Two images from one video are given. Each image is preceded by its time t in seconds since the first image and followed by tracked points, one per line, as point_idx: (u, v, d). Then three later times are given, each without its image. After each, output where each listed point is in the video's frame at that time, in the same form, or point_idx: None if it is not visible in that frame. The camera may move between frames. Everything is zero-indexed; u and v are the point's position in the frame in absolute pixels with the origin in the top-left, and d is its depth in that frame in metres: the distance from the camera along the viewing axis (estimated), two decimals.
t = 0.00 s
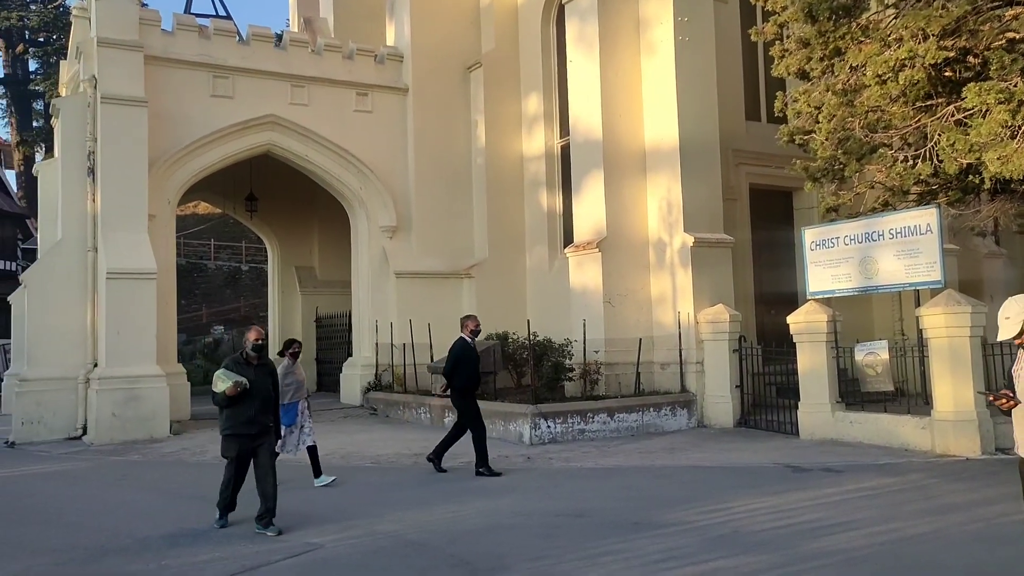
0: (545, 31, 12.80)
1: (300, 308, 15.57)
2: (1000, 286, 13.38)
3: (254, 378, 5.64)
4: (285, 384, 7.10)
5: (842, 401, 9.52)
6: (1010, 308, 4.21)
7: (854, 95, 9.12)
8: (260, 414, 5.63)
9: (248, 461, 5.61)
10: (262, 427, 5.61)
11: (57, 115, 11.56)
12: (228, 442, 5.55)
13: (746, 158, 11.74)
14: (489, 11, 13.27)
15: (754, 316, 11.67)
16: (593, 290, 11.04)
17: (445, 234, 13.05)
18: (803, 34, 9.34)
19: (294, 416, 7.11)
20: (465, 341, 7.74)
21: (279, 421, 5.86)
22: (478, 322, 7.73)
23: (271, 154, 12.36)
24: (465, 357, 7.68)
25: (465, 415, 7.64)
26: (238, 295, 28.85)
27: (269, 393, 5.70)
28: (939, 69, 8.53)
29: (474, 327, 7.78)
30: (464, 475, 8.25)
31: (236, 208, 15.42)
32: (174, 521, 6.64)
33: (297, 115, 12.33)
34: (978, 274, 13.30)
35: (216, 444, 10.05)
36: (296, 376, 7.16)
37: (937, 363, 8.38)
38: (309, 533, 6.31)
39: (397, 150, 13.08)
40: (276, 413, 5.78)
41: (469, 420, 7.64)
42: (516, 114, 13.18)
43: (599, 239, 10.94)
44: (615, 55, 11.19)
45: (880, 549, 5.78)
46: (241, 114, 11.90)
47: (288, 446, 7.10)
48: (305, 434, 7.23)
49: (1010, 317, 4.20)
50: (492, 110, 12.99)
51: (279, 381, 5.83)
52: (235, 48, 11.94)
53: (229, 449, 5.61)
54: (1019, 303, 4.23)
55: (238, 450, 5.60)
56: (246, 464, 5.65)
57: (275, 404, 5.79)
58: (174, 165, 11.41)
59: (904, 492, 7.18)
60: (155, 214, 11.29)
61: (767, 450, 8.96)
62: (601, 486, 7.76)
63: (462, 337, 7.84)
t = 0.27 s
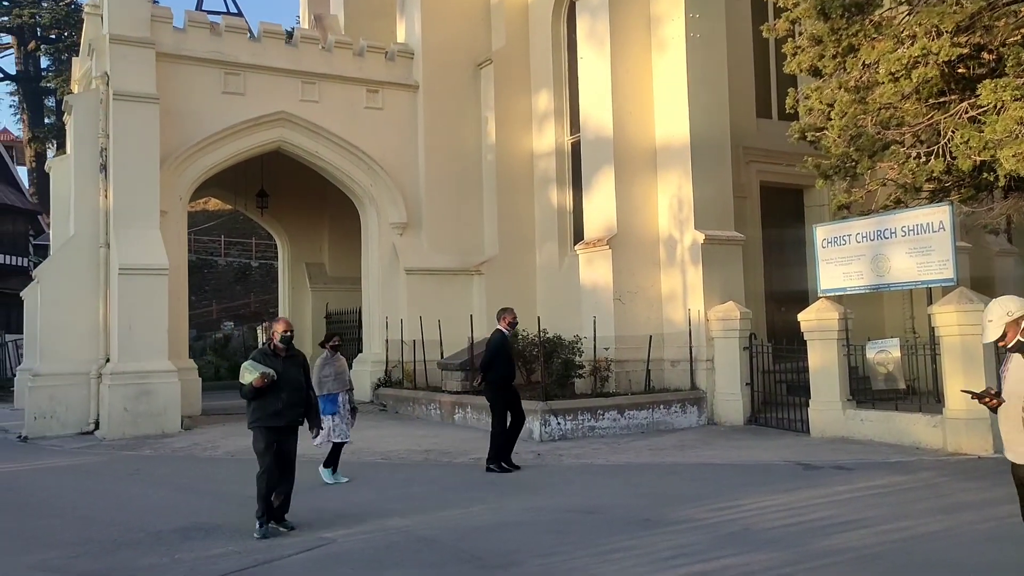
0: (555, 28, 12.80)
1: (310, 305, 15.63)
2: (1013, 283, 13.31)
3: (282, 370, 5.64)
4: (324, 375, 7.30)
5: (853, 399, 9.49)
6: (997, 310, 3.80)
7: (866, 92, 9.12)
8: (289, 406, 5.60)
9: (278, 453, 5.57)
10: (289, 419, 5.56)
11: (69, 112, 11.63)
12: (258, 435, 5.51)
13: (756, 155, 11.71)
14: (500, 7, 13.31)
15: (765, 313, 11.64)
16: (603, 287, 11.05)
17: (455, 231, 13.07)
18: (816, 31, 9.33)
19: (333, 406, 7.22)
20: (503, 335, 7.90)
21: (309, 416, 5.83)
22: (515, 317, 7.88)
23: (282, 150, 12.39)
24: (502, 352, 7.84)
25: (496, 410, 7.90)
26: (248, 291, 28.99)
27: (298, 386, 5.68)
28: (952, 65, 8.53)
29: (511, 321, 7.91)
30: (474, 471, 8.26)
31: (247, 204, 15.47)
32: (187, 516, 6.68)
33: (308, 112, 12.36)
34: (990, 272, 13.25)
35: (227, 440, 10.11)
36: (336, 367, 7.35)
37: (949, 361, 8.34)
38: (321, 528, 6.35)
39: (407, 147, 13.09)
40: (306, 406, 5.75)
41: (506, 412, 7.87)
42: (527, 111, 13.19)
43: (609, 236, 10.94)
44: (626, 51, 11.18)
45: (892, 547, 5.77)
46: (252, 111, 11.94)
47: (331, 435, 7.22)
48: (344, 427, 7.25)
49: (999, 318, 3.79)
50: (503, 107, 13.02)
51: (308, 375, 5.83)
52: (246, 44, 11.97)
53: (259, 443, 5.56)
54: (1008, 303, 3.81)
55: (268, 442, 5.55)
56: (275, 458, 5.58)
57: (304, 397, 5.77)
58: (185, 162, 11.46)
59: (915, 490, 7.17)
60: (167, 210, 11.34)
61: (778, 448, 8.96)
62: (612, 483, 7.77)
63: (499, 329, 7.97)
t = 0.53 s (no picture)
0: (574, 22, 12.76)
1: (330, 298, 15.75)
2: None
3: (315, 371, 5.41)
4: (373, 373, 7.27)
5: (874, 395, 9.42)
6: (987, 311, 3.60)
7: (890, 85, 9.02)
8: (324, 409, 5.38)
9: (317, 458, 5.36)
10: (325, 423, 5.35)
11: (93, 106, 11.74)
12: (295, 441, 5.30)
13: (776, 149, 11.64)
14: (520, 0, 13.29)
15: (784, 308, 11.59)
16: (622, 281, 11.03)
17: (473, 225, 13.09)
18: (838, 24, 9.28)
19: (380, 404, 7.24)
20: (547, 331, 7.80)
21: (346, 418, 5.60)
22: (559, 312, 7.72)
23: (302, 145, 12.45)
24: (547, 347, 7.75)
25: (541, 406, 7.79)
26: (267, 284, 29.22)
27: (332, 387, 5.45)
28: (977, 58, 8.41)
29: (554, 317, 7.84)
30: (492, 464, 8.29)
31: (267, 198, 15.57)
32: (209, 506, 6.76)
33: (328, 106, 12.41)
34: (1014, 268, 13.10)
35: (247, 431, 10.20)
36: (384, 364, 7.30)
37: (971, 357, 8.26)
38: (341, 519, 6.40)
39: (425, 141, 13.10)
40: (341, 407, 5.53)
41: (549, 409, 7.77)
42: (546, 105, 13.20)
43: (628, 230, 10.91)
44: (646, 43, 11.12)
45: (913, 544, 5.73)
46: (272, 105, 11.99)
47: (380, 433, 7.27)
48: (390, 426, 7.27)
49: (986, 319, 3.60)
50: (522, 101, 13.05)
51: (342, 374, 5.58)
52: (266, 39, 12.03)
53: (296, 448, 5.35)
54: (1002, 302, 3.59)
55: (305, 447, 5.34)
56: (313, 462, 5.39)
57: (339, 399, 5.53)
58: (206, 156, 11.54)
59: (937, 487, 7.11)
60: (188, 204, 11.44)
61: (797, 444, 8.91)
62: (630, 477, 7.77)
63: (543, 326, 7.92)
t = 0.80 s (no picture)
0: (588, 27, 12.88)
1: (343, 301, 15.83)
2: None
3: (343, 370, 5.43)
4: (417, 373, 7.03)
5: (889, 400, 9.36)
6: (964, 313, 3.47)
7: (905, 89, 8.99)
8: (352, 408, 5.40)
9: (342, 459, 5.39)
10: (352, 423, 5.37)
11: (110, 111, 11.86)
12: (321, 440, 5.32)
13: (791, 153, 11.61)
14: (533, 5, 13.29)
15: (799, 313, 11.54)
16: (635, 285, 11.03)
17: (486, 229, 13.12)
18: (853, 28, 9.23)
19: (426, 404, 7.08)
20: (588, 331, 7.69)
21: (369, 419, 5.64)
22: (599, 311, 7.68)
23: (316, 149, 12.54)
24: (587, 348, 7.66)
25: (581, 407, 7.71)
26: (281, 288, 29.42)
27: (360, 387, 5.47)
28: (993, 61, 8.38)
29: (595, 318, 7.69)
30: (506, 468, 8.30)
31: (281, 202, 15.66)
32: (224, 507, 6.80)
33: (341, 110, 12.47)
34: None
35: (262, 434, 10.25)
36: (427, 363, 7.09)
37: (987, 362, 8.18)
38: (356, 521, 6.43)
39: (439, 146, 13.16)
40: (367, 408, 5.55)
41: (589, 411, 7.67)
42: (559, 109, 13.24)
43: (641, 234, 10.92)
44: (659, 47, 11.12)
45: (930, 550, 5.69)
46: (286, 110, 12.07)
47: (419, 434, 7.10)
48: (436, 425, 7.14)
49: (967, 321, 3.43)
50: (536, 105, 13.05)
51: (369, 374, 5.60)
52: (281, 44, 12.11)
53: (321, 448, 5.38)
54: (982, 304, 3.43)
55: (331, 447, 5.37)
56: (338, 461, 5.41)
57: (364, 399, 5.55)
58: (221, 160, 11.63)
59: (954, 493, 7.06)
60: (203, 207, 11.53)
61: (812, 449, 8.87)
62: (644, 481, 7.76)
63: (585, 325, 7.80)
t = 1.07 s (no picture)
0: (585, 44, 12.93)
1: (341, 317, 15.85)
2: None
3: (365, 394, 5.11)
4: (448, 394, 6.99)
5: (888, 416, 9.33)
6: (927, 333, 3.47)
7: (900, 106, 9.02)
8: (372, 434, 5.09)
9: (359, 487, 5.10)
10: (373, 450, 5.06)
11: (109, 128, 11.90)
12: (336, 466, 5.03)
13: (787, 169, 11.65)
14: (531, 22, 13.43)
15: (797, 329, 11.55)
16: (632, 300, 10.99)
17: (484, 245, 13.14)
18: (848, 46, 9.29)
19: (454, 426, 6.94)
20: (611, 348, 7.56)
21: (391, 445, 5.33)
22: (623, 328, 7.50)
23: (315, 166, 12.58)
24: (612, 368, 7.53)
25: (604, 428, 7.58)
26: (279, 304, 29.45)
27: (382, 412, 5.15)
28: (987, 79, 8.44)
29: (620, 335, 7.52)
30: (503, 484, 8.27)
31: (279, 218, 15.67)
32: (221, 524, 6.77)
33: (340, 127, 12.52)
34: None
35: (259, 450, 10.22)
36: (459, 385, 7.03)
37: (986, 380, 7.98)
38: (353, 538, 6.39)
39: (437, 162, 13.21)
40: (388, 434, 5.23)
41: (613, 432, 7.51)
42: (557, 126, 13.29)
43: (639, 250, 10.90)
44: (656, 64, 11.17)
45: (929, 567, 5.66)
46: (285, 126, 12.12)
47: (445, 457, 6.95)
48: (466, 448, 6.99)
49: (928, 340, 3.45)
50: (534, 122, 13.11)
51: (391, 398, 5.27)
52: (281, 61, 12.18)
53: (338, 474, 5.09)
54: (943, 322, 3.45)
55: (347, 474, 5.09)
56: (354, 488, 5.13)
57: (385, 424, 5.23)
58: (220, 177, 11.67)
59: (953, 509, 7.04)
60: (202, 224, 11.55)
61: (810, 465, 8.85)
62: (642, 497, 7.73)
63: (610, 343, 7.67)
